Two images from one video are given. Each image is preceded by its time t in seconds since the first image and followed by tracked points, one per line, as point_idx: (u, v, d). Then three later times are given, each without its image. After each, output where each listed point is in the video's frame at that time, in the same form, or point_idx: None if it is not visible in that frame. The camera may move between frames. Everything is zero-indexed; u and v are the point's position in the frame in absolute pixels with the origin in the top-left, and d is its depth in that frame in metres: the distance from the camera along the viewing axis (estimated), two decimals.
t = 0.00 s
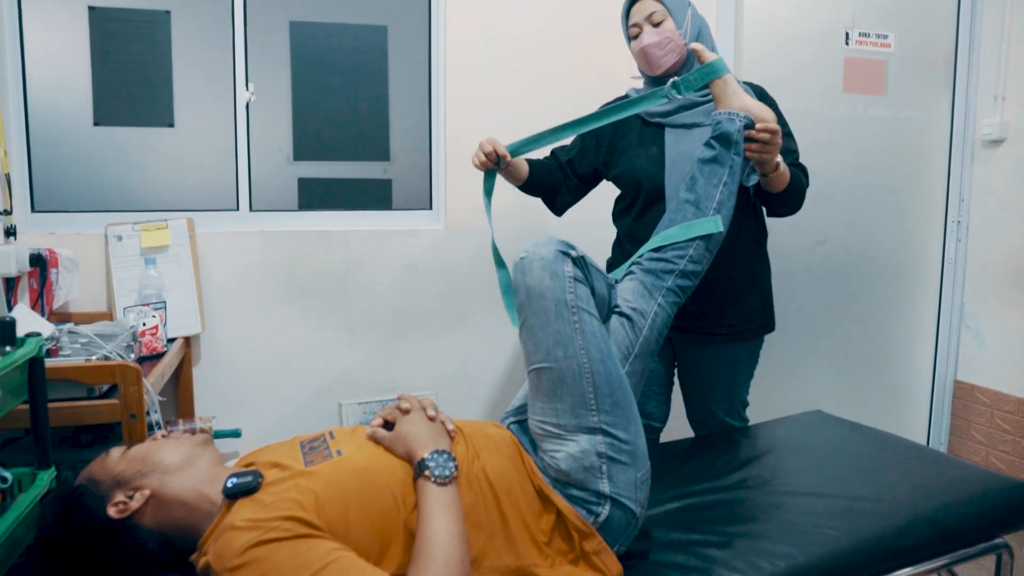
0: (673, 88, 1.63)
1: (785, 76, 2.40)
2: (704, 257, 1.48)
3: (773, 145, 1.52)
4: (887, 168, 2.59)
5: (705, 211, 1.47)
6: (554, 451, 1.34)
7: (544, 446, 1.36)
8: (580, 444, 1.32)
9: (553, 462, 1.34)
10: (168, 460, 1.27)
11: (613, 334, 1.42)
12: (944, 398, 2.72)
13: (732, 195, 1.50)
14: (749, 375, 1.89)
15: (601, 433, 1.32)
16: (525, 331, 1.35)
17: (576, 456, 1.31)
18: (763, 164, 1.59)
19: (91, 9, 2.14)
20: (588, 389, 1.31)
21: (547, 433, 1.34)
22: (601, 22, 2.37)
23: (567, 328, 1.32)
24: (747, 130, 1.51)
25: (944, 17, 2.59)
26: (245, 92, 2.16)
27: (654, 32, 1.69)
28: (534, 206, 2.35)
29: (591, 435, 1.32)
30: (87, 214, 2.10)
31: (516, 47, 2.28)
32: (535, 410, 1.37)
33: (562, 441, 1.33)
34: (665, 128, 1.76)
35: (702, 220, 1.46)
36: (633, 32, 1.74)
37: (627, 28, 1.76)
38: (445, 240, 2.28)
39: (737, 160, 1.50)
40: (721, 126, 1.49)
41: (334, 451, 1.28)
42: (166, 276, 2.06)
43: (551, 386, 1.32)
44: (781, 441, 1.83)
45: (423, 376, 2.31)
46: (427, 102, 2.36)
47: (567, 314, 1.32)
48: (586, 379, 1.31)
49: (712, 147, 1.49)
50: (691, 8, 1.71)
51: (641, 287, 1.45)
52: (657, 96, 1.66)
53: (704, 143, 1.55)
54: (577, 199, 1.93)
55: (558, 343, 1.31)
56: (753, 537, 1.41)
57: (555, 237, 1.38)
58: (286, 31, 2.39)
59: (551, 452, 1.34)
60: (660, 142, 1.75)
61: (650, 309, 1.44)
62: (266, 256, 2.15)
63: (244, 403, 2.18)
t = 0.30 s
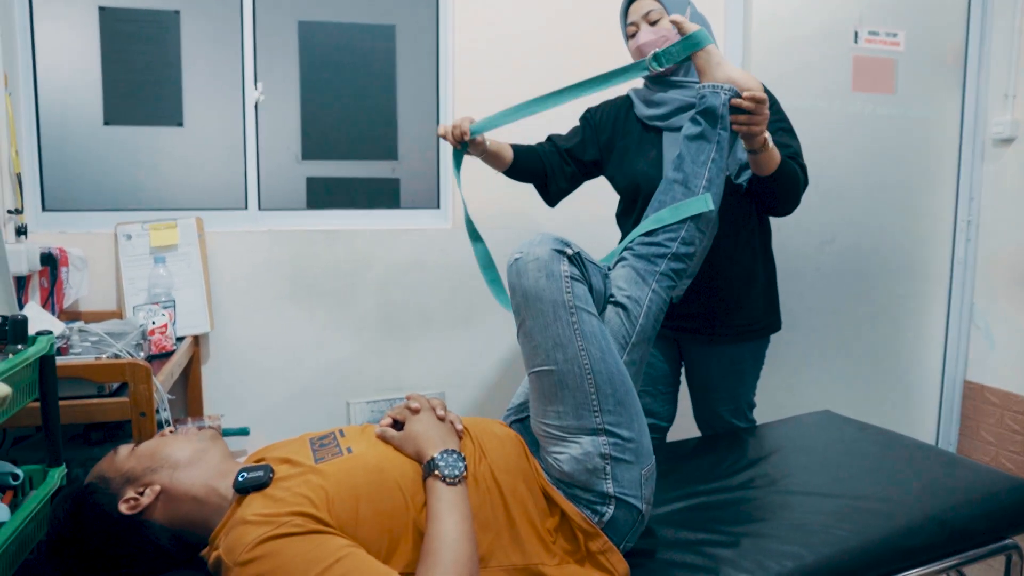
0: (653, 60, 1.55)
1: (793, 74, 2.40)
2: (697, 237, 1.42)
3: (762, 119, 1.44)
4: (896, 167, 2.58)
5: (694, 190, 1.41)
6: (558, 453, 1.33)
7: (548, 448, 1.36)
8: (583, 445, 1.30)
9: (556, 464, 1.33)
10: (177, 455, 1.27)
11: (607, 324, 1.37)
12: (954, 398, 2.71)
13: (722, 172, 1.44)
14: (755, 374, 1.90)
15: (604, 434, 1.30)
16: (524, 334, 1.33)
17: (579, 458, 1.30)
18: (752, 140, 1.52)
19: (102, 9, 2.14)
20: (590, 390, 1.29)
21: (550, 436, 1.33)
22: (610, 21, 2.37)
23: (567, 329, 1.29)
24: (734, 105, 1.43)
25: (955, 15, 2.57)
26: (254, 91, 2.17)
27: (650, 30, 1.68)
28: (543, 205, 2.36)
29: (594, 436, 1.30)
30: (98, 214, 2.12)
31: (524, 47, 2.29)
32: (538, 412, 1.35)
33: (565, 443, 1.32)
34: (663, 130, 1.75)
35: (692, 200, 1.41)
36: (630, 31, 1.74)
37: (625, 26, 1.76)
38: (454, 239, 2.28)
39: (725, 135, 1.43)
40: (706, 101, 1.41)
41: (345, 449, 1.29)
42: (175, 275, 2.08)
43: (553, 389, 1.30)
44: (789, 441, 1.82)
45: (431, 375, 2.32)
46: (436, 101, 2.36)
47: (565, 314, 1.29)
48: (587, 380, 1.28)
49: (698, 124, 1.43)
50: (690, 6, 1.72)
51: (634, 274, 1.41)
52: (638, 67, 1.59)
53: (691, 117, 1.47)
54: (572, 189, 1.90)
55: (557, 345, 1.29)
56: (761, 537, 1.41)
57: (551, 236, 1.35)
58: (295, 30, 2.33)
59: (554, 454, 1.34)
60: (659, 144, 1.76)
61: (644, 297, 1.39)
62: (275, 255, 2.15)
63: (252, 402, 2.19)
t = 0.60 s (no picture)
0: (645, 49, 1.48)
1: (798, 74, 2.39)
2: (697, 232, 1.42)
3: (757, 109, 1.44)
4: (900, 167, 2.57)
5: (693, 184, 1.41)
6: (560, 454, 1.33)
7: (550, 449, 1.36)
8: (585, 446, 1.30)
9: (558, 465, 1.33)
10: (180, 455, 1.27)
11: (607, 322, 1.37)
12: (959, 398, 2.69)
13: (720, 166, 1.43)
14: (757, 375, 1.90)
15: (606, 434, 1.30)
16: (525, 335, 1.33)
17: (581, 459, 1.30)
18: (749, 135, 1.52)
19: (107, 10, 2.14)
20: (592, 391, 1.28)
21: (552, 437, 1.33)
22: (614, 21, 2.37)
23: (568, 329, 1.28)
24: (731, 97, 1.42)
25: (960, 15, 2.56)
26: (259, 91, 2.20)
27: (639, 36, 1.66)
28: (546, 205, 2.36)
29: (596, 437, 1.30)
30: (102, 213, 2.12)
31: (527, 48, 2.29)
32: (540, 413, 1.35)
33: (567, 444, 1.32)
34: (659, 131, 1.74)
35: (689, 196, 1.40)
36: (620, 36, 1.71)
37: (615, 31, 1.74)
38: (457, 238, 2.29)
39: (722, 128, 1.42)
40: (702, 94, 1.40)
41: (348, 448, 1.29)
42: (180, 275, 2.09)
43: (555, 391, 1.30)
44: (792, 441, 1.82)
45: (434, 374, 2.32)
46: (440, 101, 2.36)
47: (566, 315, 1.28)
48: (589, 381, 1.28)
49: (695, 118, 1.41)
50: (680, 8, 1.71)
51: (633, 271, 1.41)
52: (630, 53, 1.52)
53: (687, 111, 1.46)
54: (562, 185, 1.90)
55: (559, 346, 1.28)
56: (764, 537, 1.41)
57: (552, 236, 1.35)
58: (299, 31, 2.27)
59: (556, 455, 1.34)
60: (656, 146, 1.74)
61: (645, 294, 1.39)
62: (279, 255, 2.16)
63: (257, 401, 2.19)
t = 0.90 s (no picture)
0: (650, 54, 1.49)
1: (798, 75, 2.40)
2: (699, 235, 1.43)
3: (760, 110, 1.44)
4: (901, 168, 2.57)
5: (695, 186, 1.41)
6: (562, 454, 1.33)
7: (552, 449, 1.36)
8: (587, 447, 1.31)
9: (561, 465, 1.33)
10: (184, 456, 1.27)
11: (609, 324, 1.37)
12: (960, 399, 2.69)
13: (723, 167, 1.44)
14: (756, 376, 1.90)
15: (609, 436, 1.31)
16: (529, 335, 1.33)
17: (584, 460, 1.31)
18: (750, 135, 1.52)
19: (111, 12, 2.14)
20: (595, 392, 1.29)
21: (555, 437, 1.34)
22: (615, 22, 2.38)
23: (572, 330, 1.28)
24: (733, 99, 1.42)
25: (961, 15, 2.56)
26: (261, 93, 2.18)
27: (638, 37, 1.65)
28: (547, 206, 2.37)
29: (599, 438, 1.31)
30: (105, 214, 2.13)
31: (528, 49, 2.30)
32: (543, 413, 1.35)
33: (570, 445, 1.32)
34: (657, 133, 1.74)
35: (686, 208, 1.41)
36: (618, 36, 1.71)
37: (614, 31, 1.73)
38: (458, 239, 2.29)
39: (725, 130, 1.42)
40: (705, 96, 1.40)
41: (350, 448, 1.29)
42: (182, 276, 2.10)
43: (559, 391, 1.30)
44: (793, 442, 1.82)
45: (435, 374, 2.32)
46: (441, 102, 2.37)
47: (571, 316, 1.28)
48: (593, 382, 1.28)
49: (697, 119, 1.42)
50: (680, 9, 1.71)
51: (636, 273, 1.41)
52: (634, 60, 1.52)
53: (689, 113, 1.46)
54: (567, 184, 1.87)
55: (563, 347, 1.28)
56: (765, 537, 1.41)
57: (557, 237, 1.35)
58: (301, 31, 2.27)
59: (558, 455, 1.34)
60: (654, 147, 1.74)
61: (647, 296, 1.40)
62: (280, 256, 2.17)
63: (259, 400, 2.20)
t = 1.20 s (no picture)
0: (655, 58, 1.45)
1: (799, 76, 2.40)
2: (702, 237, 1.43)
3: (763, 112, 1.45)
4: (902, 169, 2.58)
5: (699, 188, 1.42)
6: (564, 456, 1.33)
7: (555, 451, 1.36)
8: (590, 449, 1.31)
9: (563, 467, 1.34)
10: (188, 457, 1.27)
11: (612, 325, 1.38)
12: (960, 400, 2.70)
13: (726, 168, 1.44)
14: (755, 376, 1.91)
15: (611, 437, 1.31)
16: (532, 338, 1.33)
17: (586, 462, 1.31)
18: (751, 137, 1.53)
19: (113, 13, 2.14)
20: (598, 394, 1.29)
21: (557, 439, 1.34)
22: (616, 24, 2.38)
23: (575, 333, 1.29)
24: (738, 101, 1.42)
25: (961, 17, 2.57)
26: (262, 94, 2.24)
27: (642, 40, 1.65)
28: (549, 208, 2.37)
29: (601, 440, 1.31)
30: (108, 215, 2.14)
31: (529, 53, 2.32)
32: (545, 416, 1.36)
33: (572, 447, 1.32)
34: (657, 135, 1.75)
35: (690, 210, 1.41)
36: (621, 37, 1.70)
37: (616, 32, 1.73)
38: (459, 241, 2.30)
39: (728, 131, 1.42)
40: (709, 97, 1.40)
41: (353, 449, 1.30)
42: (185, 277, 2.10)
43: (561, 393, 1.30)
44: (794, 442, 1.83)
45: (437, 375, 2.33)
46: (443, 104, 2.38)
47: (574, 318, 1.29)
48: (596, 384, 1.29)
49: (701, 121, 1.42)
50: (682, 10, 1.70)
51: (638, 274, 1.42)
52: (639, 64, 1.49)
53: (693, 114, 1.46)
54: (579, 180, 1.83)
55: (566, 349, 1.29)
56: (766, 538, 1.42)
57: (560, 239, 1.35)
58: (303, 32, 2.28)
59: (560, 457, 1.34)
60: (654, 149, 1.75)
61: (649, 297, 1.40)
62: (282, 257, 2.17)
63: (260, 401, 2.20)
